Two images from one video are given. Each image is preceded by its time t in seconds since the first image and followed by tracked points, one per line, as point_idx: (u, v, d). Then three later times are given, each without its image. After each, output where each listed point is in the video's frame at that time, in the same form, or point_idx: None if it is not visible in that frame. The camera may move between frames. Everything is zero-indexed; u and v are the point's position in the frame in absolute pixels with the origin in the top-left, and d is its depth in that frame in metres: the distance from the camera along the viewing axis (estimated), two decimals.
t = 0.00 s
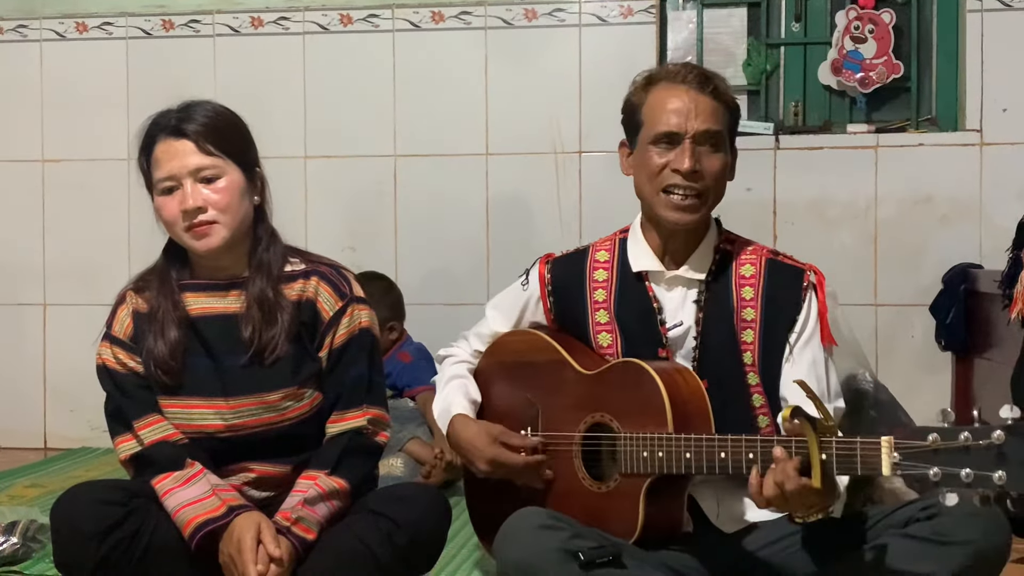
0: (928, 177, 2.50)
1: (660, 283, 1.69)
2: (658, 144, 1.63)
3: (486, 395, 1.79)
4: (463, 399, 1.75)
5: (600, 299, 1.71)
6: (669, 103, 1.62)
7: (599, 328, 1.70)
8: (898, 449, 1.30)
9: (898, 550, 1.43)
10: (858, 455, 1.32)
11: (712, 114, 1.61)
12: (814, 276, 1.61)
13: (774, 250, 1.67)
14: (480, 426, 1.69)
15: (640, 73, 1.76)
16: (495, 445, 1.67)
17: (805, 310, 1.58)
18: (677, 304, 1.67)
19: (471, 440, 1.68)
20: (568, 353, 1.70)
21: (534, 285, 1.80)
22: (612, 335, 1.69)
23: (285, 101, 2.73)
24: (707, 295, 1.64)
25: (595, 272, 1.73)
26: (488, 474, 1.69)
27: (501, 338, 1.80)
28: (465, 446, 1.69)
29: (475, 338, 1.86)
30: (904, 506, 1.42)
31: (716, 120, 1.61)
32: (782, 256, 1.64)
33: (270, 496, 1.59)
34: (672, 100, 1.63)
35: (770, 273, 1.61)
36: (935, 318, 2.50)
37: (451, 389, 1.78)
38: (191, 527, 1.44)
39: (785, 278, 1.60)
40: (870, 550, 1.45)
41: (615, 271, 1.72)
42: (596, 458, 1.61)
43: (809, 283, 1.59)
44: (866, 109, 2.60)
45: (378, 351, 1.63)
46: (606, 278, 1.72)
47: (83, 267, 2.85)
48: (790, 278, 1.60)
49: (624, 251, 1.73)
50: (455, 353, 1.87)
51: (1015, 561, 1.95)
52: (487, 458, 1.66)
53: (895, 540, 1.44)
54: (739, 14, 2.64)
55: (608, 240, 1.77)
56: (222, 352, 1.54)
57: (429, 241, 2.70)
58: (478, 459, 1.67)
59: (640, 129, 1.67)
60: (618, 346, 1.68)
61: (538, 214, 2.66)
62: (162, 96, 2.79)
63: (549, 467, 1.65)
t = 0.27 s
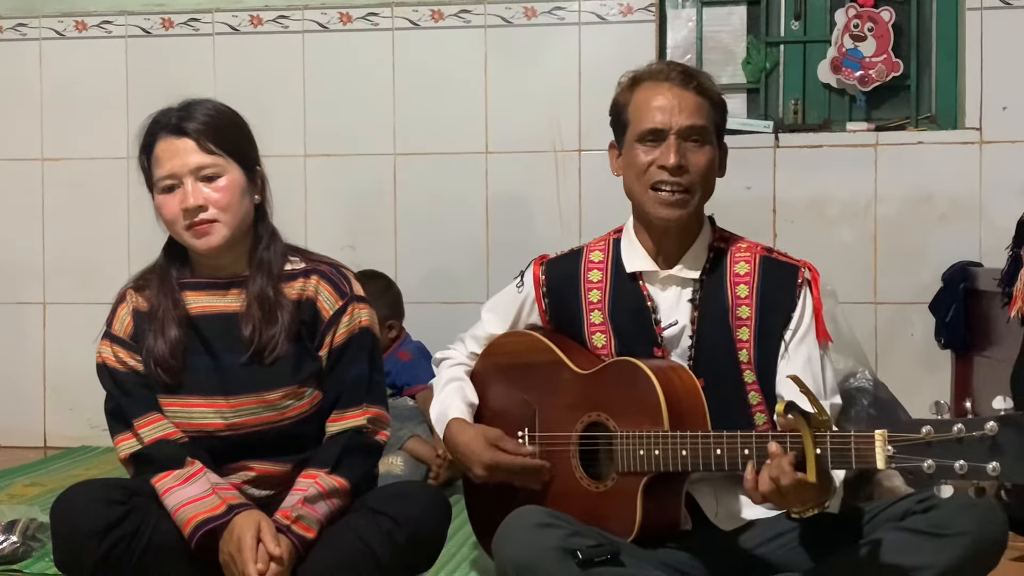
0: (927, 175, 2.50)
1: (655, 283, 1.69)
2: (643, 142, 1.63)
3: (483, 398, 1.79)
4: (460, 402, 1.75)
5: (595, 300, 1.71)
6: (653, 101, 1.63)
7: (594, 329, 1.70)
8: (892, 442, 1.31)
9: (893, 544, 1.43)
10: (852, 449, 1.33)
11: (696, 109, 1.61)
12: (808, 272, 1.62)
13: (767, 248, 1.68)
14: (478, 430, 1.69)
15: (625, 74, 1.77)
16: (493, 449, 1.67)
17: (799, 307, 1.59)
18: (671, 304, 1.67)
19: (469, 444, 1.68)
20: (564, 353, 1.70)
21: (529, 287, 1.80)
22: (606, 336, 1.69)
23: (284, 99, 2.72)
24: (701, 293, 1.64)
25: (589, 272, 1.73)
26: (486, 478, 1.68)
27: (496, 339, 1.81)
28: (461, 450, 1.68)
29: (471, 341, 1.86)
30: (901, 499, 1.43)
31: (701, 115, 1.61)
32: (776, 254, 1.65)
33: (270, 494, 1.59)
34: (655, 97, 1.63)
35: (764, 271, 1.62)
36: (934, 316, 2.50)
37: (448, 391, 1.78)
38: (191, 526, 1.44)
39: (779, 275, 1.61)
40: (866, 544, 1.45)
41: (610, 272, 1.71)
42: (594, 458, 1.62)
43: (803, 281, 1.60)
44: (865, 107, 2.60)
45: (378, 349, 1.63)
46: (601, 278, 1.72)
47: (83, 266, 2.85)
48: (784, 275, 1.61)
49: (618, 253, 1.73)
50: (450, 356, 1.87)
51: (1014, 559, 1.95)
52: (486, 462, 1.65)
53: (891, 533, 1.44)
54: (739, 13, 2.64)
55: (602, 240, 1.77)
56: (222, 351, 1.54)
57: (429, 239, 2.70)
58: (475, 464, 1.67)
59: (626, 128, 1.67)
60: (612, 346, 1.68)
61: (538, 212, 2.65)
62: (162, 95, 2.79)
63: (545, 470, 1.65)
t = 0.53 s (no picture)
0: (926, 172, 2.50)
1: (649, 281, 1.70)
2: (636, 139, 1.63)
3: (480, 398, 1.79)
4: (456, 402, 1.76)
5: (589, 299, 1.71)
6: (645, 98, 1.64)
7: (588, 328, 1.71)
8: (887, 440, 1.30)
9: (892, 540, 1.44)
10: (847, 446, 1.32)
11: (687, 105, 1.62)
12: (803, 269, 1.62)
13: (762, 244, 1.67)
14: (476, 430, 1.70)
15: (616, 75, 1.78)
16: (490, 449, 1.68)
17: (794, 304, 1.59)
18: (666, 302, 1.68)
19: (466, 445, 1.69)
20: (560, 353, 1.70)
21: (524, 288, 1.81)
22: (601, 335, 1.70)
23: (283, 98, 2.72)
24: (696, 291, 1.64)
25: (583, 272, 1.73)
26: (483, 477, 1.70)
27: (491, 339, 1.82)
28: (458, 449, 1.70)
29: (467, 341, 1.88)
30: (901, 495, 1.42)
31: (692, 111, 1.62)
32: (770, 250, 1.64)
33: (269, 492, 1.59)
34: (647, 95, 1.64)
35: (759, 267, 1.62)
36: (933, 313, 2.50)
37: (444, 391, 1.78)
38: (190, 524, 1.44)
39: (774, 272, 1.61)
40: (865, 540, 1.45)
41: (604, 271, 1.72)
42: (591, 457, 1.62)
43: (798, 277, 1.60)
44: (864, 105, 2.60)
45: (377, 348, 1.63)
46: (595, 277, 1.72)
47: (82, 265, 2.85)
48: (779, 272, 1.61)
49: (611, 252, 1.73)
50: (446, 356, 1.88)
51: (1013, 556, 1.95)
52: (483, 462, 1.67)
53: (889, 528, 1.44)
54: (738, 10, 2.64)
55: (596, 239, 1.78)
56: (221, 349, 1.55)
57: (428, 237, 2.70)
58: (472, 463, 1.68)
59: (619, 126, 1.68)
60: (607, 346, 1.69)
61: (537, 210, 2.65)
62: (160, 94, 2.78)
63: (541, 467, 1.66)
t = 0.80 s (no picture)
0: (925, 169, 2.50)
1: (648, 280, 1.69)
2: (635, 139, 1.63)
3: (478, 397, 1.79)
4: (454, 404, 1.74)
5: (588, 298, 1.71)
6: (644, 97, 1.63)
7: (588, 327, 1.71)
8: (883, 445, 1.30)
9: (879, 524, 1.44)
10: (843, 454, 1.32)
11: (687, 104, 1.61)
12: (802, 266, 1.61)
13: (762, 241, 1.66)
14: (474, 435, 1.69)
15: (614, 71, 1.77)
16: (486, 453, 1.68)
17: (795, 303, 1.58)
18: (665, 301, 1.67)
19: (462, 447, 1.68)
20: (558, 353, 1.70)
21: (521, 287, 1.79)
22: (599, 334, 1.70)
23: (282, 96, 2.72)
24: (695, 288, 1.64)
25: (581, 270, 1.73)
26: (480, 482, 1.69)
27: (489, 336, 1.81)
28: (456, 453, 1.69)
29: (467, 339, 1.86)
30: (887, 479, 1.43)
31: (691, 110, 1.61)
32: (769, 247, 1.63)
33: (269, 490, 1.58)
34: (645, 94, 1.64)
35: (758, 266, 1.61)
36: (933, 310, 2.49)
37: (442, 392, 1.77)
38: (190, 523, 1.44)
39: (774, 270, 1.60)
40: (855, 524, 1.47)
41: (602, 269, 1.71)
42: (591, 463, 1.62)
43: (798, 276, 1.59)
44: (863, 101, 2.61)
45: (376, 346, 1.63)
46: (593, 276, 1.71)
47: (81, 264, 2.85)
48: (779, 270, 1.60)
49: (610, 250, 1.72)
50: (445, 355, 1.87)
51: (1011, 553, 1.95)
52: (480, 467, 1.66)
53: (877, 512, 1.45)
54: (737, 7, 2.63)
55: (595, 237, 1.77)
56: (221, 347, 1.55)
57: (428, 235, 2.70)
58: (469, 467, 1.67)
59: (617, 125, 1.67)
60: (606, 345, 1.69)
61: (536, 208, 2.65)
62: (159, 92, 2.78)
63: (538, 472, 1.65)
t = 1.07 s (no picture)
0: (925, 167, 2.50)
1: (650, 279, 1.69)
2: (635, 139, 1.63)
3: (480, 391, 1.78)
4: (455, 398, 1.74)
5: (589, 296, 1.71)
6: (644, 97, 1.63)
7: (588, 325, 1.71)
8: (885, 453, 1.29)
9: (878, 522, 1.44)
10: (846, 461, 1.31)
11: (687, 105, 1.61)
12: (805, 266, 1.60)
13: (765, 241, 1.67)
14: (478, 425, 1.69)
15: (615, 68, 1.77)
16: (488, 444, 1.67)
17: (797, 304, 1.58)
18: (666, 300, 1.67)
19: (464, 439, 1.68)
20: (560, 350, 1.70)
21: (522, 282, 1.79)
22: (600, 332, 1.70)
23: (281, 94, 2.72)
24: (697, 290, 1.64)
25: (583, 268, 1.73)
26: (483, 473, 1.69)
27: (489, 334, 1.81)
28: (458, 446, 1.69)
29: (466, 333, 1.86)
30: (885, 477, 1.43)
31: (692, 110, 1.61)
32: (772, 247, 1.63)
33: (269, 488, 1.58)
34: (646, 94, 1.63)
35: (761, 267, 1.61)
36: (932, 308, 2.49)
37: (443, 385, 1.77)
38: (190, 521, 1.44)
39: (777, 270, 1.60)
40: (854, 523, 1.47)
41: (604, 267, 1.71)
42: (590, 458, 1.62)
43: (801, 276, 1.59)
44: (862, 99, 2.60)
45: (377, 344, 1.63)
46: (595, 274, 1.71)
47: (81, 262, 2.85)
48: (782, 271, 1.59)
49: (612, 247, 1.73)
50: (445, 349, 1.87)
51: (1010, 550, 1.96)
52: (483, 458, 1.66)
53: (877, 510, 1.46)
54: (737, 5, 2.63)
55: (597, 234, 1.77)
56: (221, 346, 1.55)
57: (427, 233, 2.70)
58: (471, 459, 1.67)
59: (617, 125, 1.67)
60: (607, 343, 1.69)
61: (536, 206, 2.65)
62: (158, 91, 2.78)
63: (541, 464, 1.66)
